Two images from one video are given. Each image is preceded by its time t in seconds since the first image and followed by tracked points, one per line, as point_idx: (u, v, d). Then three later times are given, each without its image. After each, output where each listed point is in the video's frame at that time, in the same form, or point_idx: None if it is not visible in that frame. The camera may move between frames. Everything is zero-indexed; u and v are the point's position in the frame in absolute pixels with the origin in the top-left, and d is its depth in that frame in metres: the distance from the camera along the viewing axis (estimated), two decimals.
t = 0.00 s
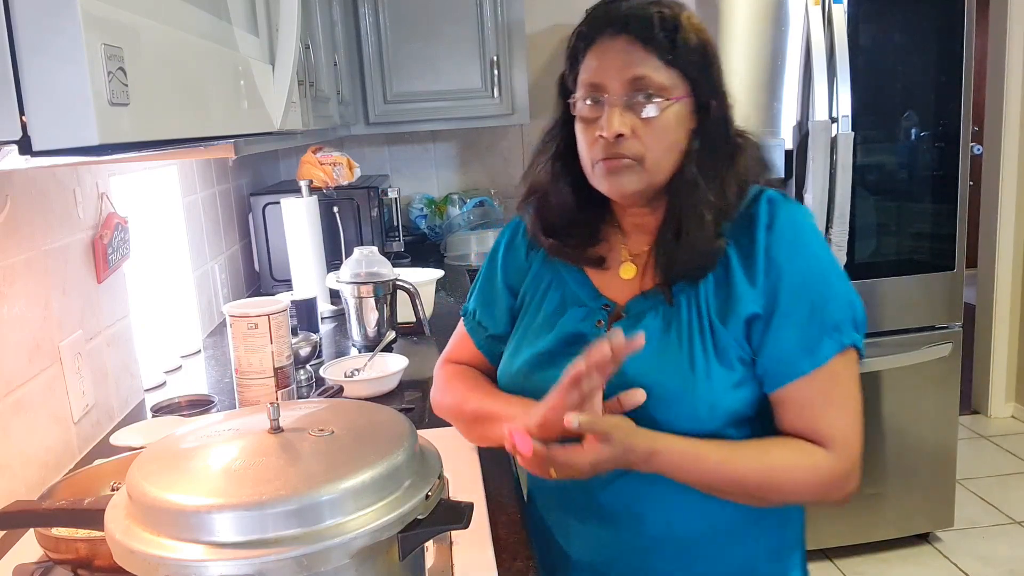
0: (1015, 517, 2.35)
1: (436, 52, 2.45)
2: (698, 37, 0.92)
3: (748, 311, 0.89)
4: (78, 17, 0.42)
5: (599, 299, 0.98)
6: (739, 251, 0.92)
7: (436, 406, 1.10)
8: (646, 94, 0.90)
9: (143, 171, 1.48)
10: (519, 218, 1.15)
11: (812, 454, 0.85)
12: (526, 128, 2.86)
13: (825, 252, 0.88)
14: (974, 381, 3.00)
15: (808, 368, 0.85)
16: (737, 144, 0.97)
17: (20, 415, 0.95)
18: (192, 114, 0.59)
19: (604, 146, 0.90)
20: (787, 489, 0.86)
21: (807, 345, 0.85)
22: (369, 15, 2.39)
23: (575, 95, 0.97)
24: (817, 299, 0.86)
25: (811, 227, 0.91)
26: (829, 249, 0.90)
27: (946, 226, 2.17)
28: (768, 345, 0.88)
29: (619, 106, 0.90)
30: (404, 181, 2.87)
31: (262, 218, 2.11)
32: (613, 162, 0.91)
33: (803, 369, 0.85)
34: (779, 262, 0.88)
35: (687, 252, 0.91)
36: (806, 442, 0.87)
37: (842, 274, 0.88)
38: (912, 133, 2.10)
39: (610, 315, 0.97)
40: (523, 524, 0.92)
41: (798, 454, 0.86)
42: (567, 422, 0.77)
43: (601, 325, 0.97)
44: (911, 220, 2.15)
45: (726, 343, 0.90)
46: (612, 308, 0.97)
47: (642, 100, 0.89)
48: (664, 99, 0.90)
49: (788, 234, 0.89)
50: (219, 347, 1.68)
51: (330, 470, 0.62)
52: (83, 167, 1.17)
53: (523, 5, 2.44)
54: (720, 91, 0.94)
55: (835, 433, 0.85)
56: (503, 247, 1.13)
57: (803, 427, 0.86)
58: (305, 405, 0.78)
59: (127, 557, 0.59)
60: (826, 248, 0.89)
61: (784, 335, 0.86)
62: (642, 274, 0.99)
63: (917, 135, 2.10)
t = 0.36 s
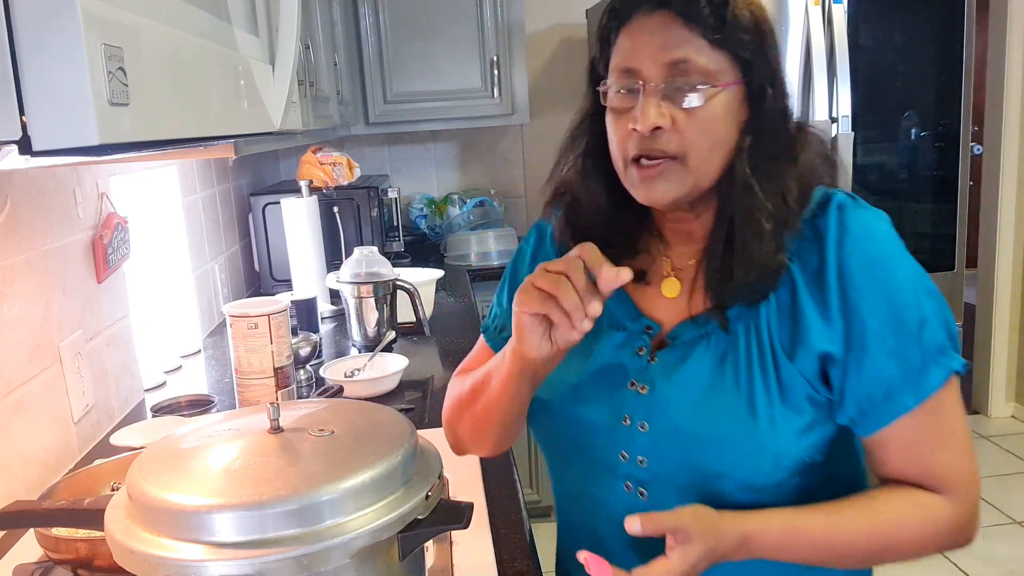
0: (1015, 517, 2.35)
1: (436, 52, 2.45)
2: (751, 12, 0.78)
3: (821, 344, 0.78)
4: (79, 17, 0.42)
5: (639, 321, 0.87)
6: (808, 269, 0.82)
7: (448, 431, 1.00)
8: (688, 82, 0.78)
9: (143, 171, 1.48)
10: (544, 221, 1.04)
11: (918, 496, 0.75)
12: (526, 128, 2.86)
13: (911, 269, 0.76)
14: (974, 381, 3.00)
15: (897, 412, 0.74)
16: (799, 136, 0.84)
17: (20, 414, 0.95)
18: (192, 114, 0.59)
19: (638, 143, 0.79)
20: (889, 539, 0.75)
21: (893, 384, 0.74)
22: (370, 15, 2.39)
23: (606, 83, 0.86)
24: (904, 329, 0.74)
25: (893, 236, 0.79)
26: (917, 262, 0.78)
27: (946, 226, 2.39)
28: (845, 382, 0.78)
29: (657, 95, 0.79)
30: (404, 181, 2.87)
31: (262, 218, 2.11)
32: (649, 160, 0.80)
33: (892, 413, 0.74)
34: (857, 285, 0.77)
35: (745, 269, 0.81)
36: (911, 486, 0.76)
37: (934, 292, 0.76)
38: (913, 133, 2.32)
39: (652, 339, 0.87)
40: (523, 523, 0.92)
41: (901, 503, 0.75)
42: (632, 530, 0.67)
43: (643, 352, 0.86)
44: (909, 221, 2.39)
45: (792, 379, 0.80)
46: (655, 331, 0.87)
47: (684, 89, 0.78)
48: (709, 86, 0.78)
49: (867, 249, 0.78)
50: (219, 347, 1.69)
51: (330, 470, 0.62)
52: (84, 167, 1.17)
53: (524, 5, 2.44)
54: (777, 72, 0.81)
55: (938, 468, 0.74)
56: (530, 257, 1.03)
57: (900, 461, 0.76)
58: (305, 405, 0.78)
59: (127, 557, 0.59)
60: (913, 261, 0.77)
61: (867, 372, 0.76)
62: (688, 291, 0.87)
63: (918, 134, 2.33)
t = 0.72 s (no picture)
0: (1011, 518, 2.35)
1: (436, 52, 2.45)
2: (818, 14, 0.78)
3: (867, 367, 0.79)
4: (78, 17, 0.42)
5: (668, 338, 0.88)
6: (853, 286, 0.82)
7: (466, 455, 0.98)
8: (748, 85, 0.78)
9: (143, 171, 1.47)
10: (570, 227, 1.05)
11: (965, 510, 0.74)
12: (526, 128, 2.86)
13: (964, 290, 0.76)
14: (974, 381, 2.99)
15: (956, 439, 0.74)
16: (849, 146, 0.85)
17: (20, 415, 0.95)
18: (192, 114, 0.59)
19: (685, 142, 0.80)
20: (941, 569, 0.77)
21: (950, 409, 0.74)
22: (369, 15, 2.39)
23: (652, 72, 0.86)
24: (960, 354, 0.74)
25: (946, 254, 0.79)
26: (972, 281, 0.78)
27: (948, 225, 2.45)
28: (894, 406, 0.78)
29: (713, 94, 0.79)
30: (404, 181, 2.87)
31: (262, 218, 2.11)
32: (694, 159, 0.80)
33: (949, 440, 0.74)
34: (907, 305, 0.77)
35: (788, 290, 0.81)
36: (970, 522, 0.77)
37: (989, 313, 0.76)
38: (913, 133, 2.37)
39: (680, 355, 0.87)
40: (524, 522, 0.92)
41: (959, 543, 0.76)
42: None
43: (671, 370, 0.86)
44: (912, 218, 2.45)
45: (837, 401, 0.80)
46: (684, 348, 0.87)
47: (742, 91, 0.78)
48: (769, 90, 0.78)
49: (917, 269, 0.77)
50: (219, 347, 1.69)
51: (331, 470, 0.62)
52: (84, 167, 1.17)
53: (524, 5, 2.44)
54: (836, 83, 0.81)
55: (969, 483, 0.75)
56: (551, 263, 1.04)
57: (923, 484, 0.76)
58: (306, 405, 0.78)
59: (127, 557, 0.59)
60: (966, 281, 0.77)
61: (920, 397, 0.76)
62: (720, 305, 0.88)
63: (917, 134, 2.37)
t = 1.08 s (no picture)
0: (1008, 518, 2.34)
1: (435, 52, 2.45)
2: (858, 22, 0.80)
3: (896, 377, 0.79)
4: (78, 17, 0.42)
5: (689, 343, 0.90)
6: (886, 296, 0.83)
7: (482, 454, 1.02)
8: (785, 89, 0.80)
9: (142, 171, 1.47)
10: (591, 227, 1.11)
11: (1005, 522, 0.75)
12: (527, 128, 2.86)
13: (1000, 305, 0.77)
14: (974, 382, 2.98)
15: (991, 454, 0.74)
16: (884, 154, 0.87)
17: (19, 415, 0.95)
18: (193, 113, 0.59)
19: (719, 145, 0.82)
20: None
21: (984, 423, 0.74)
22: (369, 15, 2.39)
23: (687, 73, 0.88)
24: (995, 367, 0.75)
25: (981, 269, 0.79)
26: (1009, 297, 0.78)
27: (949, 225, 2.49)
28: (924, 418, 0.78)
29: (748, 98, 0.81)
30: (404, 181, 2.87)
31: (262, 218, 2.11)
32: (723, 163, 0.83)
33: (983, 454, 0.74)
34: (942, 316, 0.78)
35: (819, 298, 0.83)
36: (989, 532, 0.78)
37: None
38: (913, 132, 2.41)
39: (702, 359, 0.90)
40: (524, 522, 0.92)
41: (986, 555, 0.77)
42: None
43: (692, 374, 0.88)
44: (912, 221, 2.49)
45: (865, 410, 0.82)
46: (706, 353, 0.89)
47: (780, 95, 0.80)
48: (806, 97, 0.80)
49: (951, 283, 0.78)
50: (219, 347, 1.69)
51: (331, 470, 0.62)
52: (83, 167, 1.17)
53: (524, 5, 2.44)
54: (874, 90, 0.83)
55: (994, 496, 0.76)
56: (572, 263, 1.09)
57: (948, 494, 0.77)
58: (306, 405, 0.78)
59: (127, 557, 0.59)
60: (1002, 297, 0.78)
61: (952, 410, 0.76)
62: (743, 311, 0.91)
63: (917, 134, 2.41)
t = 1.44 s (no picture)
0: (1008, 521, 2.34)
1: (435, 52, 2.45)
2: (850, 17, 0.81)
3: (888, 376, 0.79)
4: (79, 18, 0.42)
5: (683, 342, 0.90)
6: (878, 295, 0.83)
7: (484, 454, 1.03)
8: (775, 81, 0.81)
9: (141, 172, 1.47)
10: (590, 227, 1.12)
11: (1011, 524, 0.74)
12: (526, 128, 2.86)
13: (996, 306, 0.77)
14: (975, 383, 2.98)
15: (986, 455, 0.74)
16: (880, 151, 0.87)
17: (20, 415, 0.95)
18: (193, 113, 0.59)
19: (710, 137, 0.83)
20: None
21: (979, 424, 0.74)
22: (369, 15, 2.39)
23: (681, 69, 0.89)
24: (990, 368, 0.75)
25: (977, 269, 0.79)
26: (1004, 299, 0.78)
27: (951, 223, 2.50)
28: (917, 418, 0.78)
29: (739, 91, 0.81)
30: (404, 181, 2.87)
31: (262, 218, 2.11)
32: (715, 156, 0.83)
33: (978, 455, 0.74)
34: (936, 314, 0.77)
35: (813, 296, 0.83)
36: (987, 537, 0.78)
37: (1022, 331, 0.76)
38: (913, 132, 2.41)
39: (696, 358, 0.90)
40: (523, 522, 0.92)
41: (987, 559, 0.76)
42: None
43: (685, 372, 0.89)
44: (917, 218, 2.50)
45: (857, 409, 0.82)
46: (700, 351, 0.90)
47: (770, 86, 0.80)
48: (797, 88, 0.80)
49: (946, 283, 0.78)
50: (219, 347, 1.70)
51: (331, 471, 0.62)
52: (84, 167, 1.17)
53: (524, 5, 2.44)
54: (868, 85, 0.83)
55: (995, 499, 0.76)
56: (573, 263, 1.10)
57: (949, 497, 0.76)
58: (306, 405, 0.78)
59: (127, 557, 0.59)
60: (998, 298, 0.77)
61: (947, 410, 0.76)
62: (740, 310, 0.91)
63: (917, 134, 2.42)
